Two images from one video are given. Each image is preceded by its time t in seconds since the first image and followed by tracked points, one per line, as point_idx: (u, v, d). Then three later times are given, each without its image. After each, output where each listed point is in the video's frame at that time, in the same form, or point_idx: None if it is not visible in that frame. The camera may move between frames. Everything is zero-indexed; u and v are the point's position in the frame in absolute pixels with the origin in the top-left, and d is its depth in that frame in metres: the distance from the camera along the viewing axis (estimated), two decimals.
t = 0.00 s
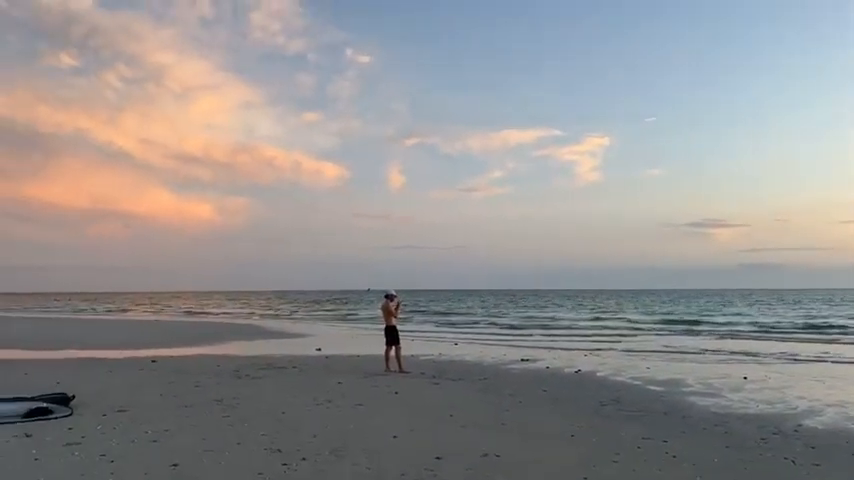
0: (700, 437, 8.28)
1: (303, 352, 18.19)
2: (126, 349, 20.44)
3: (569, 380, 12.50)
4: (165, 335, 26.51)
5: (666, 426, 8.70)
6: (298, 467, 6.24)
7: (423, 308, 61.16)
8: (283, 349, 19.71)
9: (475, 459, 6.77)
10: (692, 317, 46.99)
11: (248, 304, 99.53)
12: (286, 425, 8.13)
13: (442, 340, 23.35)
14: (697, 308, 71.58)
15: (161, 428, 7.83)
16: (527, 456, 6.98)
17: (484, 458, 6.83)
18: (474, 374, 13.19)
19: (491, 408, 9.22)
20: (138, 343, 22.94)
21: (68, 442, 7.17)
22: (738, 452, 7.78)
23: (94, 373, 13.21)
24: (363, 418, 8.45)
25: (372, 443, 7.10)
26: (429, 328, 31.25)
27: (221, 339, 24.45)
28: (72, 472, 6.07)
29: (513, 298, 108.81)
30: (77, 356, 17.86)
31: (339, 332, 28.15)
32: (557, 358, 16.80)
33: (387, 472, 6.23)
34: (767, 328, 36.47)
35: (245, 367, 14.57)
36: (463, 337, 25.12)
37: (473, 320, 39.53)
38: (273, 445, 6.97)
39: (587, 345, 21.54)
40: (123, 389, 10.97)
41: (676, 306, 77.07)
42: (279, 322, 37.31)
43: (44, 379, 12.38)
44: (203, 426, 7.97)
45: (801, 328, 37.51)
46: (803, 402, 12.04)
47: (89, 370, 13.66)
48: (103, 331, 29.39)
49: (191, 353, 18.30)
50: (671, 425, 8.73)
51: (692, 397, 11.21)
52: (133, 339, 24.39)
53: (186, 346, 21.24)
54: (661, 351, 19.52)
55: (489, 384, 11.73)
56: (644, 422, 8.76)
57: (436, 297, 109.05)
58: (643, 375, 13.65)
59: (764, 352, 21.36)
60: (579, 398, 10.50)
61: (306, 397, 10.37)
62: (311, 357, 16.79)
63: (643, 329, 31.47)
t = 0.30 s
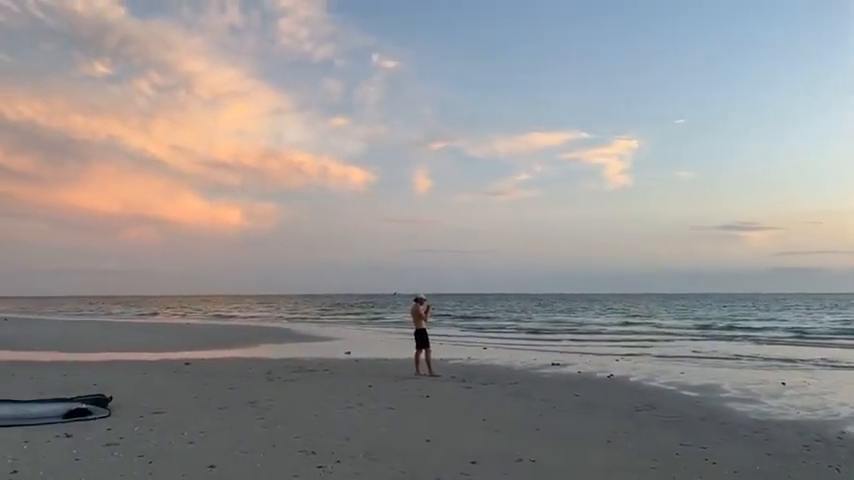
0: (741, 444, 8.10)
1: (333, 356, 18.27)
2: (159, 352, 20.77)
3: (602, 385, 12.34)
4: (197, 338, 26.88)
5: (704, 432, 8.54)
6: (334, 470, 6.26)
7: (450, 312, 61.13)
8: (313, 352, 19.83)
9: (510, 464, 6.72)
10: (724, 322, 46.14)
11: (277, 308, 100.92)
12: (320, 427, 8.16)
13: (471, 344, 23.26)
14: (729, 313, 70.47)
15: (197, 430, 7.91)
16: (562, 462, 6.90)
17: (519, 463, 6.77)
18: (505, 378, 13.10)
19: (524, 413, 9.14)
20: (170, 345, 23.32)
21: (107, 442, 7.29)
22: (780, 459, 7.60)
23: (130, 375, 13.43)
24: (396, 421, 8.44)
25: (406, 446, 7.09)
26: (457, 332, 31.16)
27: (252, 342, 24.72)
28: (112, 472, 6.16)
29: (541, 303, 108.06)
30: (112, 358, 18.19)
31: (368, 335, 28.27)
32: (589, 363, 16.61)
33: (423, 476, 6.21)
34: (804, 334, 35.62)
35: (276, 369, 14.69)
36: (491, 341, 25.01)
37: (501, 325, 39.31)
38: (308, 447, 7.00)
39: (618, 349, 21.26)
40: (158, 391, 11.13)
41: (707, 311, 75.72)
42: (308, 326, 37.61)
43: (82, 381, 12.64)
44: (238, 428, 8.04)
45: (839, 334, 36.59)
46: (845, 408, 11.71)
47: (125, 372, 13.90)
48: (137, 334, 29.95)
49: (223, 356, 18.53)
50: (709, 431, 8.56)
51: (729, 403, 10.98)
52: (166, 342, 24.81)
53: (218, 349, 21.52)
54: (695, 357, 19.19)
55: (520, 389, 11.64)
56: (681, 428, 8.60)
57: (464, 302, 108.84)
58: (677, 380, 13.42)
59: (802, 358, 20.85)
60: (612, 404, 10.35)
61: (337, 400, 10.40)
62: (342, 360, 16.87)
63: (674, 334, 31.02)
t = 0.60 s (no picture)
0: (781, 453, 7.90)
1: (360, 360, 18.29)
2: (189, 355, 20.97)
3: (634, 391, 12.15)
4: (225, 342, 27.11)
5: (742, 440, 8.34)
6: (366, 476, 6.23)
7: (475, 317, 60.89)
8: (341, 356, 19.88)
9: (544, 472, 6.63)
10: (756, 329, 45.20)
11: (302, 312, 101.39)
12: (350, 432, 8.16)
13: (498, 349, 23.12)
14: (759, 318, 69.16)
15: (229, 434, 7.95)
16: (598, 470, 6.79)
17: (553, 470, 6.68)
18: (535, 384, 12.97)
19: (556, 419, 9.02)
20: (200, 349, 23.53)
21: (141, 446, 7.36)
22: (823, 469, 7.38)
23: (162, 379, 13.57)
24: (426, 427, 8.39)
25: (438, 453, 7.04)
26: (483, 337, 31.01)
27: (280, 346, 24.86)
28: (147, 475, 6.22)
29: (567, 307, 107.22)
30: (144, 362, 18.43)
31: (395, 340, 28.26)
32: (619, 369, 16.40)
33: None
34: (840, 340, 34.75)
35: (305, 373, 14.74)
36: (519, 346, 24.81)
37: (528, 330, 39.01)
38: (340, 452, 6.99)
39: (649, 355, 20.97)
40: (190, 395, 11.23)
41: (738, 316, 74.29)
42: (334, 330, 37.74)
43: (115, 384, 12.81)
44: (269, 432, 8.06)
45: None
46: None
47: (157, 376, 14.05)
48: (166, 337, 30.30)
49: (252, 360, 18.65)
50: (747, 440, 8.37)
51: (766, 411, 10.72)
52: (195, 346, 25.09)
53: (247, 353, 21.67)
54: (729, 363, 18.84)
55: (551, 395, 11.51)
56: (718, 437, 8.42)
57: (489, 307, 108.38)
58: (712, 386, 13.16)
59: (840, 364, 20.33)
60: (645, 410, 10.17)
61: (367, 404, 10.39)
62: (369, 364, 16.87)
63: (705, 340, 30.48)
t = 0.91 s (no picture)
0: (819, 463, 7.73)
1: (385, 366, 18.32)
2: (216, 361, 21.18)
3: (663, 399, 12.00)
4: (251, 348, 27.35)
5: (777, 450, 8.19)
6: None
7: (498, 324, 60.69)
8: (366, 362, 19.94)
9: None
10: (786, 336, 44.38)
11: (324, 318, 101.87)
12: (380, 439, 8.15)
13: (523, 356, 23.00)
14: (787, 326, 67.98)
15: (259, 440, 7.99)
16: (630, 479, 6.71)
17: None
18: (562, 392, 12.86)
19: (585, 428, 8.93)
20: (226, 355, 23.77)
21: (174, 452, 7.44)
22: None
23: (190, 384, 13.72)
24: (455, 435, 8.36)
25: (468, 461, 7.01)
26: (507, 344, 30.84)
27: (305, 352, 25.02)
28: None
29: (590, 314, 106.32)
30: (172, 367, 18.68)
31: (419, 346, 28.26)
32: (647, 376, 16.21)
33: None
34: None
35: (332, 380, 14.79)
36: (543, 353, 24.64)
37: (552, 337, 38.77)
38: (370, 459, 6.99)
39: (676, 363, 20.69)
40: (219, 401, 11.33)
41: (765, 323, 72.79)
42: (357, 336, 37.87)
43: (146, 390, 12.97)
44: (299, 439, 8.09)
45: None
46: None
47: (186, 382, 14.21)
48: (193, 343, 30.65)
49: (277, 366, 18.77)
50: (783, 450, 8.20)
51: (801, 420, 10.52)
52: (221, 352, 25.32)
53: (272, 359, 21.85)
54: (759, 371, 18.53)
55: (579, 402, 11.41)
56: (753, 446, 8.27)
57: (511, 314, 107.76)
58: (743, 395, 12.95)
59: None
60: (677, 419, 10.02)
61: (395, 411, 10.38)
62: (395, 371, 16.90)
63: (734, 347, 29.97)
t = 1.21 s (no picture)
0: None
1: (409, 375, 18.32)
2: (242, 370, 21.35)
3: (693, 410, 11.85)
4: (275, 356, 27.53)
5: (813, 462, 8.04)
6: None
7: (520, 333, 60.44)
8: (391, 371, 19.95)
9: None
10: (816, 346, 43.47)
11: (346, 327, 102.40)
12: (409, 449, 8.18)
13: (547, 365, 22.85)
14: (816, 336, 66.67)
15: (290, 449, 8.05)
16: None
17: None
18: (590, 402, 12.75)
19: (615, 438, 8.86)
20: (251, 364, 23.95)
21: (207, 460, 7.51)
22: None
23: (218, 393, 13.84)
24: (485, 445, 8.35)
25: (498, 471, 7.00)
26: (530, 353, 30.70)
27: (329, 361, 25.13)
28: None
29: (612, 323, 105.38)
30: (198, 376, 18.86)
31: (442, 356, 28.22)
32: (675, 386, 16.02)
33: None
34: None
35: (357, 389, 14.84)
36: (568, 363, 24.49)
37: (575, 346, 38.51)
38: (401, 469, 7.02)
39: (704, 373, 20.40)
40: (247, 409, 11.41)
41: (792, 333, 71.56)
42: (380, 345, 37.87)
43: (175, 398, 13.13)
44: (329, 448, 8.13)
45: None
46: None
47: (214, 390, 14.34)
48: (218, 352, 30.94)
49: (302, 374, 18.87)
50: (818, 462, 8.07)
51: (835, 432, 10.32)
52: (246, 360, 25.50)
53: (297, 367, 21.99)
54: (790, 382, 18.20)
55: (608, 413, 11.31)
56: (787, 458, 8.14)
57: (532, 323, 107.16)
58: (774, 405, 12.74)
59: None
60: (708, 430, 9.89)
61: (423, 421, 10.38)
62: (420, 380, 16.90)
63: (762, 358, 29.44)
